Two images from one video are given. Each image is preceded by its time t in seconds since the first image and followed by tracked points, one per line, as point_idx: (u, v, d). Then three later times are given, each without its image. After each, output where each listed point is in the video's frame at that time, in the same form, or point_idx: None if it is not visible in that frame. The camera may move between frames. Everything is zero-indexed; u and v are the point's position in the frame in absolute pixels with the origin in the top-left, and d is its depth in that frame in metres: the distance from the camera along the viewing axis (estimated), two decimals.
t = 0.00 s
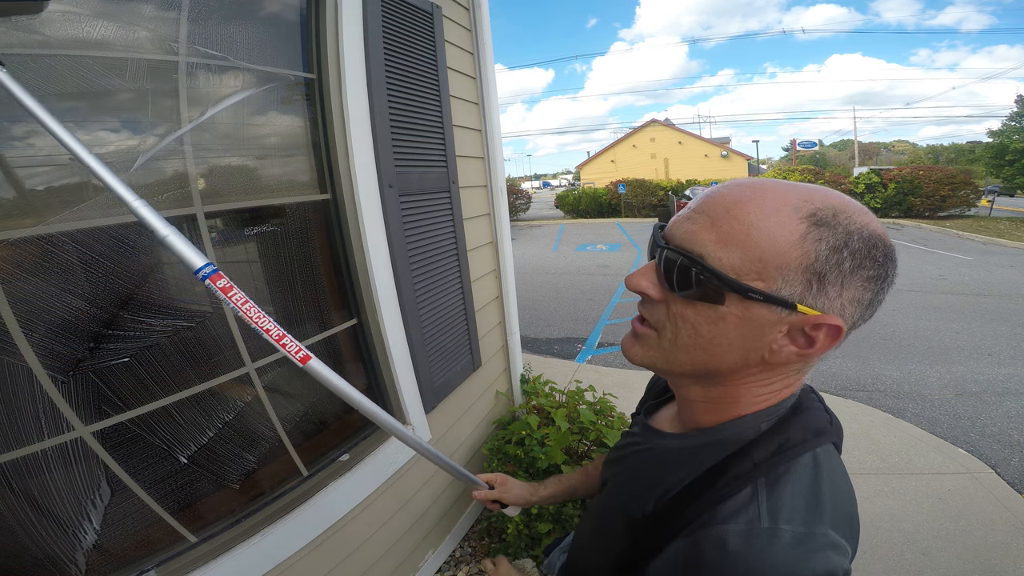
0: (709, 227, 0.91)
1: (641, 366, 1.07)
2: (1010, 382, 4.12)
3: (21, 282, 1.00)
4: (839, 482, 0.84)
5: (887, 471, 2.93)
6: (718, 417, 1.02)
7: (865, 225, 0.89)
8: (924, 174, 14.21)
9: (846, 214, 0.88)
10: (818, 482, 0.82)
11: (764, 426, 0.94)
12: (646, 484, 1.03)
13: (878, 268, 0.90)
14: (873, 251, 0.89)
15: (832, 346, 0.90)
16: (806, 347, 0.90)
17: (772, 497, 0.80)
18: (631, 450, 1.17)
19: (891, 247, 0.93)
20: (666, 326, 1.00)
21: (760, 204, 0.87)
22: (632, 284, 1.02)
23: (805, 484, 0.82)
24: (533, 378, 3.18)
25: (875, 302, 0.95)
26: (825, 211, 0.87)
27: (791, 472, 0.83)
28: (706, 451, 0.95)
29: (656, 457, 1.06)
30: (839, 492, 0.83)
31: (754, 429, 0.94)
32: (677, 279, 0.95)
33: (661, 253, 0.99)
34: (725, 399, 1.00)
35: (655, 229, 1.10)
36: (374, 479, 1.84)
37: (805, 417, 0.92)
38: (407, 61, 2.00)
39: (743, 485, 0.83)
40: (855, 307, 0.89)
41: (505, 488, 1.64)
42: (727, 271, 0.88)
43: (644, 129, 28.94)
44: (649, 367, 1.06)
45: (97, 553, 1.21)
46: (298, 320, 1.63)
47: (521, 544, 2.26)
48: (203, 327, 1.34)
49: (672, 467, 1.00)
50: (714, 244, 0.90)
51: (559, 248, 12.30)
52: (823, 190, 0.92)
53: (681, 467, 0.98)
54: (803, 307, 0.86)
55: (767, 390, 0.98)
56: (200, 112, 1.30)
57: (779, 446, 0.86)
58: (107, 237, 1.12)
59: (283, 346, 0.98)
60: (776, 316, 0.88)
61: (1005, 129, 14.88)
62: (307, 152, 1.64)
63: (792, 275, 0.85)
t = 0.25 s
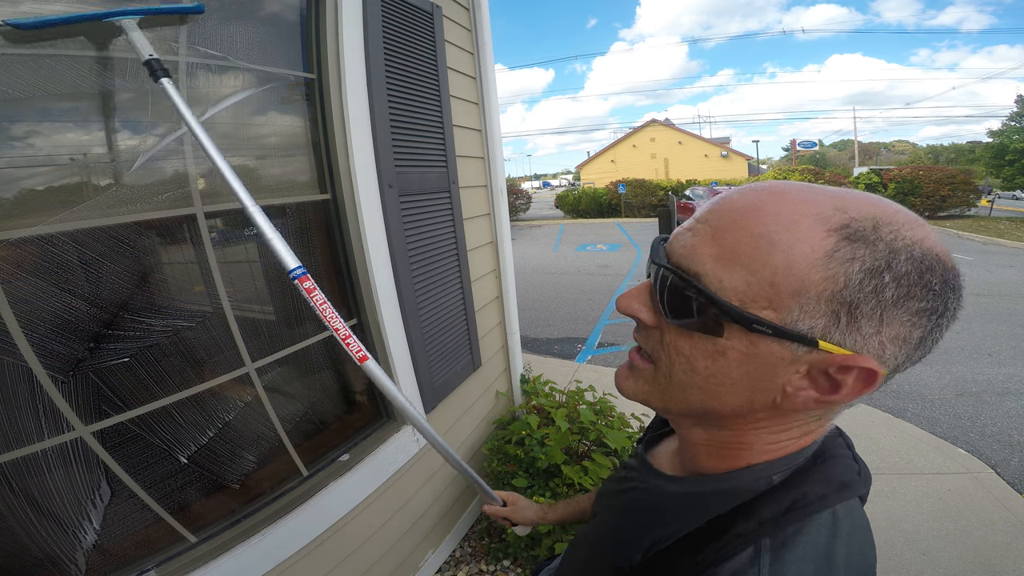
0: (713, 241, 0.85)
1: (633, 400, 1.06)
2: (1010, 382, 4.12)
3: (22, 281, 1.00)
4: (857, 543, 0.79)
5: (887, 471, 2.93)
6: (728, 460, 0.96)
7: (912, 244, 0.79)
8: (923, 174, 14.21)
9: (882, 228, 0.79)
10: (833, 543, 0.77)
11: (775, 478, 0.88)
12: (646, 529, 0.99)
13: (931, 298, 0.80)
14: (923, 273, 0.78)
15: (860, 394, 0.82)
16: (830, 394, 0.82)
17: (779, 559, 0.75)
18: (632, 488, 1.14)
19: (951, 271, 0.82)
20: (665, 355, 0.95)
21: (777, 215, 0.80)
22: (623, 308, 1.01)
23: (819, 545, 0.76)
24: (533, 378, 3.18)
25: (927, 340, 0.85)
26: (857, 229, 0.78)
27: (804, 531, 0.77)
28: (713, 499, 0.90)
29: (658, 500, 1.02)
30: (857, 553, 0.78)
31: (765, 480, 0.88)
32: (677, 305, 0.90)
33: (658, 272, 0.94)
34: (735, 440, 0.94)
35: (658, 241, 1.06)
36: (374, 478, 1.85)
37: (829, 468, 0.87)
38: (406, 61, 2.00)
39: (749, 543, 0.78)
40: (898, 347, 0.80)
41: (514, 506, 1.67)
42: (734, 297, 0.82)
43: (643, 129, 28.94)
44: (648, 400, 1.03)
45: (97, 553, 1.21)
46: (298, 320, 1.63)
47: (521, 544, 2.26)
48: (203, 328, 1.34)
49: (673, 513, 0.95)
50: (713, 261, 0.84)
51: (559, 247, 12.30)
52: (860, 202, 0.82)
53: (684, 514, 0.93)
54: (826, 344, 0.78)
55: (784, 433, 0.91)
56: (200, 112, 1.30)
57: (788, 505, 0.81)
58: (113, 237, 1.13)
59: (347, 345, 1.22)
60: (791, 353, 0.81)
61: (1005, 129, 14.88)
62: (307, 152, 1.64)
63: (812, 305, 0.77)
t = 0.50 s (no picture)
0: (702, 245, 0.84)
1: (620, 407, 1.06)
2: (1010, 382, 4.12)
3: (21, 281, 1.00)
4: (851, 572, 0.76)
5: (887, 471, 2.93)
6: (719, 481, 0.96)
7: (921, 254, 0.76)
8: (924, 174, 14.21)
9: (888, 238, 0.77)
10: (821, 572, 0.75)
11: (765, 506, 0.89)
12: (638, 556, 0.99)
13: (942, 315, 0.76)
14: (934, 288, 0.75)
15: (852, 417, 0.80)
16: (819, 415, 0.82)
17: None
18: (622, 506, 1.14)
19: (969, 286, 0.78)
20: (650, 363, 0.95)
21: (771, 218, 0.79)
22: (613, 312, 1.01)
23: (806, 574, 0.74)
24: (533, 378, 3.18)
25: (943, 359, 0.81)
26: (855, 237, 0.76)
27: (787, 560, 0.76)
28: (701, 524, 0.92)
29: (647, 523, 1.02)
30: None
31: (751, 508, 0.89)
32: (665, 311, 0.90)
33: (648, 276, 0.94)
34: (724, 457, 0.94)
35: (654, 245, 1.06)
36: (375, 478, 1.85)
37: (831, 498, 0.86)
38: (406, 61, 2.00)
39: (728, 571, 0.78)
40: (901, 366, 0.78)
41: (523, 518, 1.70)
42: (719, 304, 0.81)
43: (643, 129, 28.95)
44: (633, 410, 1.04)
45: (97, 553, 1.21)
46: (298, 320, 1.63)
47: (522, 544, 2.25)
48: (203, 327, 1.34)
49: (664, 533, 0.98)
50: (699, 263, 0.84)
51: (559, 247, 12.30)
52: (864, 210, 0.80)
53: (672, 535, 0.96)
54: (816, 359, 0.77)
55: (777, 451, 0.90)
56: (200, 112, 1.30)
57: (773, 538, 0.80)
58: (113, 236, 1.13)
59: (380, 339, 1.35)
60: (776, 366, 0.80)
61: (1005, 129, 14.87)
62: (308, 151, 1.64)
63: (801, 314, 0.76)
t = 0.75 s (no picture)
0: (674, 240, 0.86)
1: (599, 399, 1.08)
2: (1010, 381, 4.12)
3: (21, 281, 1.00)
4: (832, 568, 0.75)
5: (887, 471, 2.92)
6: (698, 477, 0.97)
7: (889, 247, 0.76)
8: (924, 174, 14.21)
9: (854, 231, 0.77)
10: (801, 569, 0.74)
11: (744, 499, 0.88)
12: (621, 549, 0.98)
13: (910, 308, 0.76)
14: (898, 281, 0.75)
15: (819, 411, 0.81)
16: (788, 409, 0.82)
17: None
18: (608, 500, 1.13)
19: (938, 281, 0.78)
20: (626, 355, 0.97)
21: (737, 212, 0.80)
22: (594, 306, 1.02)
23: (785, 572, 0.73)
24: (533, 378, 3.18)
25: (913, 355, 0.81)
26: (822, 231, 0.77)
27: (766, 557, 0.75)
28: (679, 518, 0.92)
29: (631, 518, 1.01)
30: None
31: (732, 503, 0.88)
32: (638, 305, 0.92)
33: (625, 272, 0.95)
34: (700, 450, 0.95)
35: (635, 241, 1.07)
36: (375, 478, 1.85)
37: (809, 493, 0.85)
38: (406, 61, 1.99)
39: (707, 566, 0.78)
40: (869, 361, 0.78)
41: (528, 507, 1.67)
42: (688, 297, 0.83)
43: (644, 129, 28.95)
44: (611, 402, 1.05)
45: (97, 553, 1.21)
46: (298, 320, 1.63)
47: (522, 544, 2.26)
48: (203, 327, 1.34)
49: (638, 527, 0.98)
50: (671, 258, 0.85)
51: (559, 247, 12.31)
52: (834, 206, 0.80)
53: (648, 528, 0.96)
54: (782, 353, 0.78)
55: (750, 445, 0.91)
56: (200, 112, 1.30)
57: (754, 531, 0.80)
58: (114, 236, 1.13)
59: (391, 329, 1.36)
60: (745, 360, 0.81)
61: (1005, 129, 14.87)
62: (308, 151, 1.64)
63: (766, 306, 0.77)
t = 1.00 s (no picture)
0: (665, 234, 0.87)
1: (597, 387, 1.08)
2: (1010, 382, 4.12)
3: (22, 281, 1.00)
4: (815, 537, 0.80)
5: (886, 471, 2.93)
6: (687, 456, 0.98)
7: (858, 242, 0.78)
8: (924, 174, 14.21)
9: (830, 227, 0.79)
10: (793, 540, 0.77)
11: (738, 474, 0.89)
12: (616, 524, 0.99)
13: (875, 299, 0.80)
14: (868, 274, 0.78)
15: (799, 391, 0.83)
16: (771, 390, 0.84)
17: (737, 556, 0.75)
18: (606, 481, 1.13)
19: (903, 272, 0.80)
20: (620, 343, 0.98)
21: (722, 209, 0.81)
22: (590, 296, 1.02)
23: (779, 543, 0.76)
24: (533, 378, 3.18)
25: (880, 340, 0.84)
26: (799, 227, 0.78)
27: (763, 529, 0.77)
28: (676, 495, 0.92)
29: (627, 496, 1.02)
30: (814, 547, 0.79)
31: (728, 477, 0.89)
32: (631, 296, 0.92)
33: (619, 262, 0.96)
34: (694, 430, 0.96)
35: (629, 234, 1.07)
36: (375, 478, 1.85)
37: (797, 467, 0.87)
38: (406, 61, 2.00)
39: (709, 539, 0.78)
40: (842, 346, 0.81)
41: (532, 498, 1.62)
42: (678, 290, 0.84)
43: (644, 129, 28.94)
44: (607, 388, 1.06)
45: (96, 553, 1.21)
46: (298, 320, 1.63)
47: (521, 543, 2.27)
48: (203, 327, 1.34)
49: (638, 509, 0.97)
50: (662, 252, 0.86)
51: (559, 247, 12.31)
52: (811, 201, 0.82)
53: (650, 509, 0.95)
54: (766, 339, 0.80)
55: (735, 428, 0.92)
56: (200, 112, 1.30)
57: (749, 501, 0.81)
58: (114, 237, 1.13)
59: (394, 326, 1.34)
60: (732, 348, 0.83)
61: (1005, 129, 14.86)
62: (308, 151, 1.64)
63: (749, 296, 0.79)
